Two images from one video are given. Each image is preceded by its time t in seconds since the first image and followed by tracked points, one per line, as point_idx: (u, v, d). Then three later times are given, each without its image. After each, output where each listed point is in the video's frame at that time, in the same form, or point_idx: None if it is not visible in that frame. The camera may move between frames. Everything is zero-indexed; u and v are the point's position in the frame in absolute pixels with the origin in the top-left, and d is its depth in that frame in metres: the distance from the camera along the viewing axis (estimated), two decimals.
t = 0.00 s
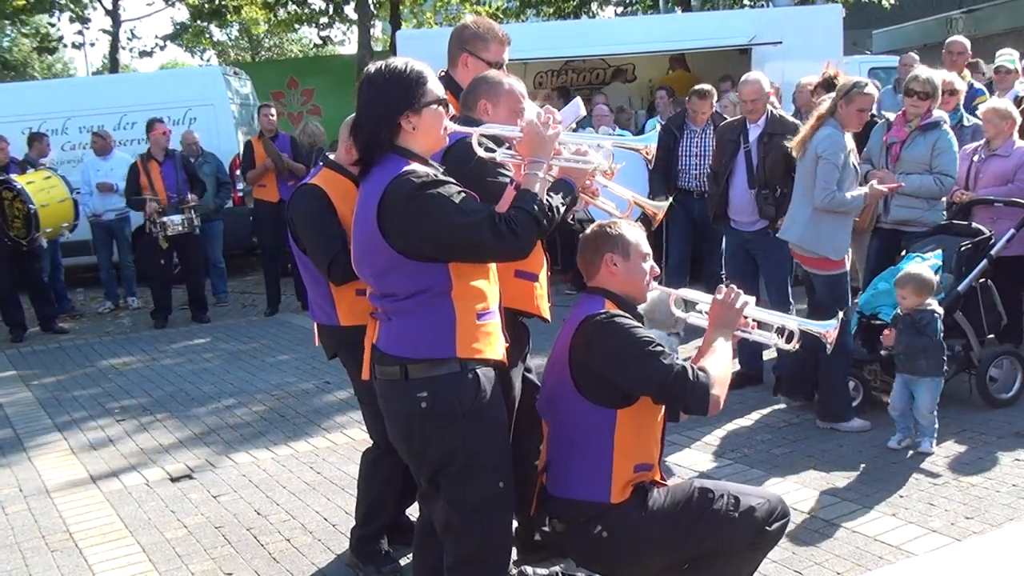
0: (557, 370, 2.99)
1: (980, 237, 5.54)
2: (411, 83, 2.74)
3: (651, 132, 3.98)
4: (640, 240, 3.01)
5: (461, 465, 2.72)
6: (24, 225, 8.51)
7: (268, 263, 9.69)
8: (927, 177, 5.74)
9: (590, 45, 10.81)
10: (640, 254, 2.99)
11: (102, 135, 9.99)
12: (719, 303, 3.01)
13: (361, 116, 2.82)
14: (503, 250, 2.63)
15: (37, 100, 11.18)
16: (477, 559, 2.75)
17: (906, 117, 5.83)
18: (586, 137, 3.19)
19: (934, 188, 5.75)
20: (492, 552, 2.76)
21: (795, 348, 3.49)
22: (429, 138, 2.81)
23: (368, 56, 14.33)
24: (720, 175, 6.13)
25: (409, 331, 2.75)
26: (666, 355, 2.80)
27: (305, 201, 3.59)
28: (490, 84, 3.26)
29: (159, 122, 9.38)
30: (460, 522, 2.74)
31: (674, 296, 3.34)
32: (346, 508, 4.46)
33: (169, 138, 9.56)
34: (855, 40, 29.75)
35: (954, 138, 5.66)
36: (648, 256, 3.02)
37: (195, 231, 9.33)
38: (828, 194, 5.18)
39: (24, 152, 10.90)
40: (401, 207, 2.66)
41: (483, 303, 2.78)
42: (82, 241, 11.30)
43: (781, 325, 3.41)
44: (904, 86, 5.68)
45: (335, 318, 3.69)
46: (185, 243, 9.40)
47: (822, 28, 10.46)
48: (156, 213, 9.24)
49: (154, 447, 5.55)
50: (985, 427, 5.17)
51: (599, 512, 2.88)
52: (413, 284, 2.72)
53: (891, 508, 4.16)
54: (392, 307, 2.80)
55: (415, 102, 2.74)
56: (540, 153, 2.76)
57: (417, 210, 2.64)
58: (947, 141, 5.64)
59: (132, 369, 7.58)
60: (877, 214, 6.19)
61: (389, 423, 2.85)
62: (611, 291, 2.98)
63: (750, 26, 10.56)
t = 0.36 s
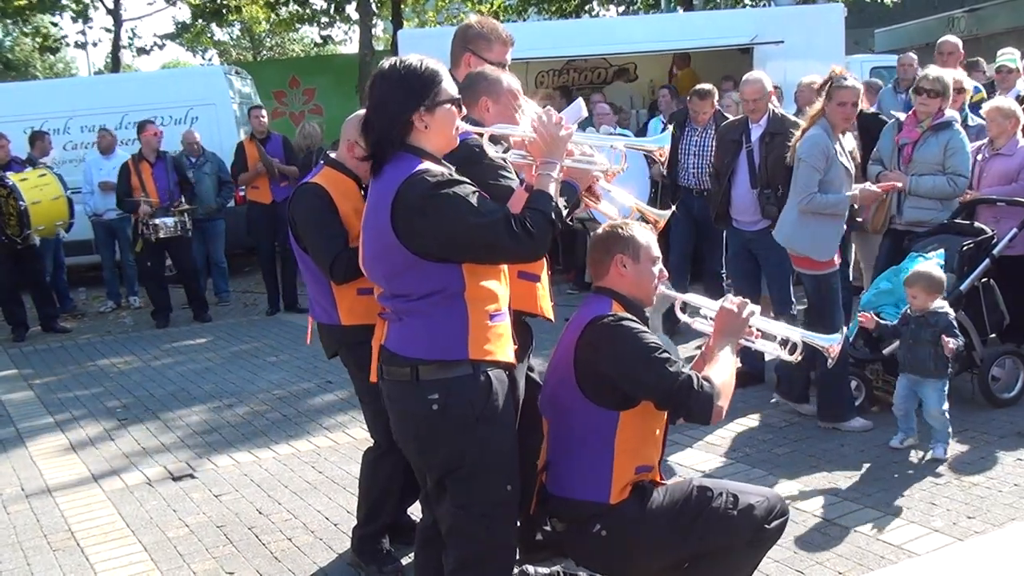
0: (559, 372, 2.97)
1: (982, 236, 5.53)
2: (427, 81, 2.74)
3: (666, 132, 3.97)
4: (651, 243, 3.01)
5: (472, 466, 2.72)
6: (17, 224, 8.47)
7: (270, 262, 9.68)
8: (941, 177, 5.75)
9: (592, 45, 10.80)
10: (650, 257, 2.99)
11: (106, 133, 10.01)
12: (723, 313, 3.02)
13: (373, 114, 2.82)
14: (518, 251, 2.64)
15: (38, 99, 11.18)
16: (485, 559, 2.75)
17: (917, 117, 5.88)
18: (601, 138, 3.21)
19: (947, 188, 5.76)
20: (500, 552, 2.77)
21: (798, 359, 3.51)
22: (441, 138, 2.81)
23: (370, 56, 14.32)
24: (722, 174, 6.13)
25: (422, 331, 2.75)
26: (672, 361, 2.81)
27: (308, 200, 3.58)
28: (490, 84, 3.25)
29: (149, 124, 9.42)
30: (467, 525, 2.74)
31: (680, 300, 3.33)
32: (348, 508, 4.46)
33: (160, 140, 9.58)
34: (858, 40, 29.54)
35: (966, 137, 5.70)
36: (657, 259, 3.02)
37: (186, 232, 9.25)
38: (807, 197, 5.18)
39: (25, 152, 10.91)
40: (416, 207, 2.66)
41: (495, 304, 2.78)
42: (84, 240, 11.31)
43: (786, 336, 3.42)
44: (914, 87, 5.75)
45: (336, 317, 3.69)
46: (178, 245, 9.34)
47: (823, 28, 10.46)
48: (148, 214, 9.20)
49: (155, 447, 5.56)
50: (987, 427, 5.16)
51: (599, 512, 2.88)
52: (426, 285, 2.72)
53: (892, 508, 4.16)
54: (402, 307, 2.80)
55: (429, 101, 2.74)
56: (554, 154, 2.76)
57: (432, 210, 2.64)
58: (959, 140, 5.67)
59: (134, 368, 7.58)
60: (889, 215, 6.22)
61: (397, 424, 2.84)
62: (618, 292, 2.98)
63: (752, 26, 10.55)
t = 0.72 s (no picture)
0: (566, 372, 2.97)
1: (983, 236, 5.51)
2: (436, 81, 2.74)
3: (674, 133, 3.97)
4: (661, 242, 3.00)
5: (479, 470, 2.73)
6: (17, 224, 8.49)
7: (271, 262, 9.68)
8: (948, 176, 5.76)
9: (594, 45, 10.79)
10: (661, 258, 2.99)
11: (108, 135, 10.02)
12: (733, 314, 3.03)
13: (382, 114, 2.82)
14: (528, 254, 2.64)
15: (39, 98, 11.17)
16: (491, 561, 2.76)
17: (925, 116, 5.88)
18: (608, 138, 3.22)
19: (954, 188, 5.77)
20: (504, 554, 2.77)
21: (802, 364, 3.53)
22: (448, 138, 2.81)
23: (372, 57, 14.30)
24: (723, 174, 6.14)
25: (429, 334, 2.75)
26: (679, 363, 2.80)
27: (309, 200, 3.58)
28: (494, 84, 3.24)
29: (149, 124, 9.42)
30: (472, 527, 2.74)
31: (685, 301, 3.32)
32: (349, 508, 4.46)
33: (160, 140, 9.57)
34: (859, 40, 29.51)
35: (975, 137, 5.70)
36: (669, 260, 3.02)
37: (190, 231, 9.25)
38: (782, 198, 5.21)
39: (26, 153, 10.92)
40: (427, 208, 2.66)
41: (501, 307, 2.79)
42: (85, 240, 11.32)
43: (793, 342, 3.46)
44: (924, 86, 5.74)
45: (337, 316, 3.68)
46: (181, 244, 9.33)
47: (824, 28, 10.47)
48: (152, 214, 9.21)
49: (156, 447, 5.56)
50: (988, 427, 5.16)
51: (602, 510, 2.88)
52: (434, 287, 2.72)
53: (893, 508, 4.16)
54: (409, 309, 2.79)
55: (438, 100, 2.74)
56: (561, 155, 2.75)
57: (441, 210, 2.65)
58: (968, 140, 5.67)
59: (135, 368, 7.59)
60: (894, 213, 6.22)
61: (402, 426, 2.84)
62: (628, 292, 2.98)
63: (754, 26, 10.55)
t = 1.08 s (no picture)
0: (573, 369, 2.96)
1: (986, 236, 5.50)
2: (434, 81, 2.74)
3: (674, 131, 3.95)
4: (670, 239, 3.01)
5: (480, 469, 2.73)
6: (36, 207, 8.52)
7: (272, 261, 9.68)
8: (946, 176, 5.77)
9: (595, 45, 10.78)
10: (669, 256, 2.99)
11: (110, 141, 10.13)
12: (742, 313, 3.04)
13: (379, 115, 2.82)
14: (528, 253, 2.64)
15: (41, 98, 11.18)
16: (491, 561, 2.76)
17: (928, 116, 5.88)
18: (608, 137, 3.21)
19: (952, 188, 5.78)
20: (507, 554, 2.78)
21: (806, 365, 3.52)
22: (447, 138, 2.81)
23: (373, 56, 14.31)
24: (725, 174, 6.13)
25: (430, 335, 2.75)
26: (688, 361, 2.81)
27: (309, 196, 3.57)
28: (500, 82, 3.24)
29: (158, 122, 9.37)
30: (473, 527, 2.75)
31: (694, 299, 3.32)
32: (351, 507, 4.46)
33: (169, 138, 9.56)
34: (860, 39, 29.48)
35: (976, 138, 5.71)
36: (677, 258, 3.02)
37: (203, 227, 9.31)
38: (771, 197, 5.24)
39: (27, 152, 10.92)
40: (425, 210, 2.66)
41: (501, 306, 2.79)
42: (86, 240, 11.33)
43: (800, 343, 3.48)
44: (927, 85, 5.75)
45: (338, 311, 3.68)
46: (192, 241, 9.40)
47: (825, 28, 10.47)
48: (165, 209, 9.24)
49: (157, 446, 5.56)
50: (989, 427, 5.16)
51: (606, 506, 2.88)
52: (434, 287, 2.73)
53: (895, 508, 4.16)
54: (410, 310, 2.80)
55: (436, 101, 2.75)
56: (559, 153, 2.75)
57: (439, 210, 2.65)
58: (969, 140, 5.68)
59: (137, 367, 7.59)
60: (892, 212, 6.23)
61: (404, 426, 2.84)
62: (637, 289, 2.97)
63: (755, 26, 10.54)
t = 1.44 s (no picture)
0: (580, 367, 2.96)
1: (987, 236, 5.49)
2: (434, 81, 2.74)
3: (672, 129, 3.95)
4: (681, 242, 3.00)
5: (480, 467, 2.73)
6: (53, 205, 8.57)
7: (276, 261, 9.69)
8: (945, 177, 5.76)
9: (596, 45, 10.78)
10: (680, 258, 2.99)
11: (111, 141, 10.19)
12: (748, 320, 3.07)
13: (379, 114, 2.82)
14: (529, 252, 2.64)
15: (43, 99, 11.19)
16: (491, 559, 2.76)
17: (927, 117, 5.88)
18: (608, 135, 3.21)
19: (950, 189, 5.76)
20: (507, 552, 2.78)
21: (812, 373, 3.49)
22: (446, 137, 2.82)
23: (374, 56, 14.31)
24: (726, 174, 6.11)
25: (431, 333, 2.75)
26: (696, 362, 2.81)
27: (312, 190, 3.58)
28: (508, 82, 3.25)
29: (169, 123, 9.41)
30: (473, 526, 2.75)
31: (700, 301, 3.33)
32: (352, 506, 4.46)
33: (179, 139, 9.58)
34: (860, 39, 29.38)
35: (974, 139, 5.70)
36: (688, 261, 3.02)
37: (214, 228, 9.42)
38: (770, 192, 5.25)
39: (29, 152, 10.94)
40: (425, 209, 2.66)
41: (502, 305, 2.79)
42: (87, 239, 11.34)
43: (805, 351, 3.44)
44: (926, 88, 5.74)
45: (340, 304, 3.69)
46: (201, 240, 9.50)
47: (826, 28, 10.48)
48: (177, 210, 9.29)
49: (158, 446, 5.56)
50: (991, 427, 5.15)
51: (609, 505, 2.88)
52: (436, 286, 2.73)
53: (896, 508, 4.15)
54: (412, 308, 2.80)
55: (436, 101, 2.75)
56: (558, 153, 2.75)
57: (440, 210, 2.65)
58: (966, 141, 5.68)
59: (138, 367, 7.60)
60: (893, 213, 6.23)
61: (405, 423, 2.84)
62: (645, 290, 2.97)
63: (756, 25, 10.53)
